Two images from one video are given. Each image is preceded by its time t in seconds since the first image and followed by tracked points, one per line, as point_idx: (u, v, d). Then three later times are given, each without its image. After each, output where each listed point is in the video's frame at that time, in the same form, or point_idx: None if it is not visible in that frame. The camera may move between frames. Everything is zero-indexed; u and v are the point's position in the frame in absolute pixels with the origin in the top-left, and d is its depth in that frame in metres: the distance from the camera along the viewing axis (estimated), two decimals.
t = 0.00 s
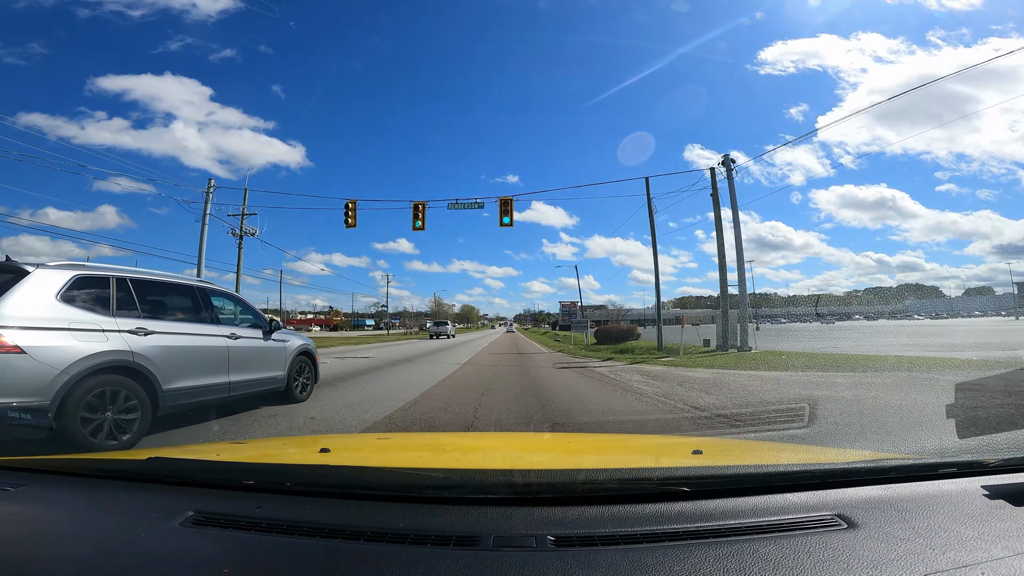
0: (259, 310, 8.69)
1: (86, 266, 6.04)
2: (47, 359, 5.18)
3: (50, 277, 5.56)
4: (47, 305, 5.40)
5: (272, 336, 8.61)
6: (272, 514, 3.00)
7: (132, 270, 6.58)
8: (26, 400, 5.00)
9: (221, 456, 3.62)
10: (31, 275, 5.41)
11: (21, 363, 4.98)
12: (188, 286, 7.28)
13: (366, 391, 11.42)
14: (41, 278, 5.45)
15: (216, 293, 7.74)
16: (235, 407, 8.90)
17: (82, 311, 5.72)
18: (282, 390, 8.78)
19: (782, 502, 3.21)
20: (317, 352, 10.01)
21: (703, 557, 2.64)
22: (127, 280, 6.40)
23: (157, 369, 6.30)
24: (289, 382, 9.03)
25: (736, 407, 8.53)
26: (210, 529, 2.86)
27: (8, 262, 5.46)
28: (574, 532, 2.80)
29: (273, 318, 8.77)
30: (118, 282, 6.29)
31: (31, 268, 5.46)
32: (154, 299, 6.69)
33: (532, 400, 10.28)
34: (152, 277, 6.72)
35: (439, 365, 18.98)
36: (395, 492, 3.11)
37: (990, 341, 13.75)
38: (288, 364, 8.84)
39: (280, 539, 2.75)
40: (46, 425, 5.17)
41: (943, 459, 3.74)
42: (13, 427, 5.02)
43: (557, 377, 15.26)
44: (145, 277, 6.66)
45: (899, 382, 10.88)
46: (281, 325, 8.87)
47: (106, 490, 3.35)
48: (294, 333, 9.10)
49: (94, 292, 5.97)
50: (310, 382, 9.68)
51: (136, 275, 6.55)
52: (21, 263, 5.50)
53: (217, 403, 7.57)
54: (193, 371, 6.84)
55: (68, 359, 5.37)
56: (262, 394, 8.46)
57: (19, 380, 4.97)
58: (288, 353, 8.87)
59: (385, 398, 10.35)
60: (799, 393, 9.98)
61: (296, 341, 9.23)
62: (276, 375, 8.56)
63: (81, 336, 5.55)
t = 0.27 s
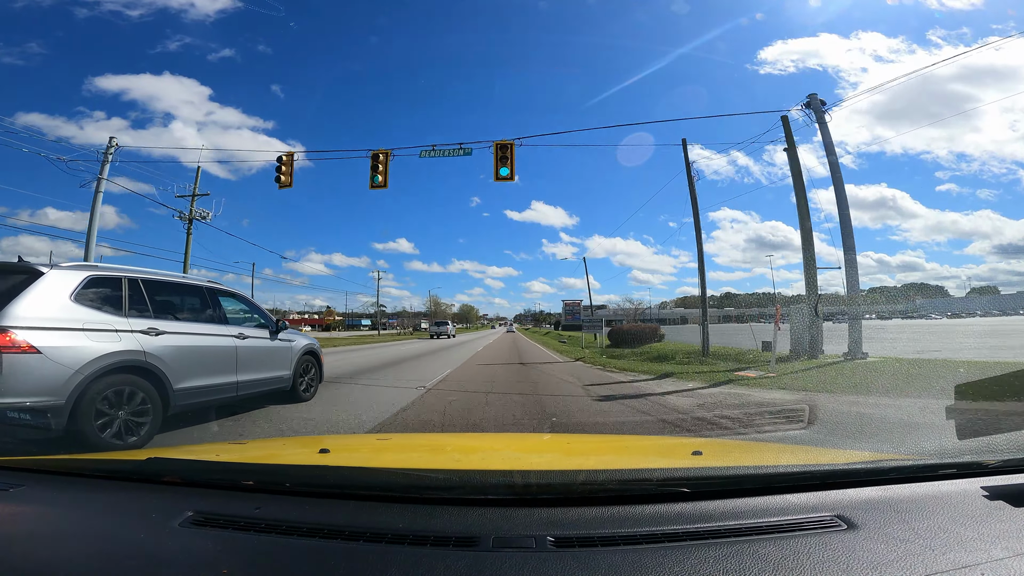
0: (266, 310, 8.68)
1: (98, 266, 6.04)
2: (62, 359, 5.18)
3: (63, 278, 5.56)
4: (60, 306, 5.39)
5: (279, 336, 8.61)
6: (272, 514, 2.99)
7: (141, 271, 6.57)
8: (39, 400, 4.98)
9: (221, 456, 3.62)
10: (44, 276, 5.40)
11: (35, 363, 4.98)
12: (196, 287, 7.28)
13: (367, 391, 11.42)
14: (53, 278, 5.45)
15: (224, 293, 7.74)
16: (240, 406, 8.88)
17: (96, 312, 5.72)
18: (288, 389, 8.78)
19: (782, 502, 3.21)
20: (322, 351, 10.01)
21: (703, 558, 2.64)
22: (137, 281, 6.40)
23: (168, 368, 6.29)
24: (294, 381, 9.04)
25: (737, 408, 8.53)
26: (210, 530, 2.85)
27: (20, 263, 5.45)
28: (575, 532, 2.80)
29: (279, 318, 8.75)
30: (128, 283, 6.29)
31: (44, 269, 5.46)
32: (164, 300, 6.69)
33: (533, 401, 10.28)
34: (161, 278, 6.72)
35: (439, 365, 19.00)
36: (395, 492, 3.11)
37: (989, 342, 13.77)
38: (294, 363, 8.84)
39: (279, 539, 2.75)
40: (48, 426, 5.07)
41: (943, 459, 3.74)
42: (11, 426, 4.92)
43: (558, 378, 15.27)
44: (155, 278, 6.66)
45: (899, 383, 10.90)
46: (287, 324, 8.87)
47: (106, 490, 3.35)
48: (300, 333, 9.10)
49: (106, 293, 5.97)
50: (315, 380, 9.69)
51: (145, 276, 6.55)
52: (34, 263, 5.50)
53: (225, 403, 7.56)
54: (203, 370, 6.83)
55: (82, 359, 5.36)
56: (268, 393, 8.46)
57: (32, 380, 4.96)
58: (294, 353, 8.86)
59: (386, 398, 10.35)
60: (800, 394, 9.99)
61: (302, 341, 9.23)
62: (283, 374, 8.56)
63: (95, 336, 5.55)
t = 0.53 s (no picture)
0: (274, 309, 8.68)
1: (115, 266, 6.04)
2: (83, 356, 5.19)
3: (82, 278, 5.55)
4: (80, 305, 5.39)
5: (288, 334, 8.62)
6: (271, 514, 3.00)
7: (156, 271, 6.58)
8: (61, 397, 4.98)
9: (221, 456, 3.62)
10: (65, 276, 5.40)
11: (57, 362, 4.98)
12: (208, 286, 7.29)
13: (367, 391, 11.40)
14: (74, 278, 5.45)
15: (235, 292, 7.76)
16: (245, 405, 8.85)
17: (115, 310, 5.73)
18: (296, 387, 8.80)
19: (782, 502, 3.21)
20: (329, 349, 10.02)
21: (704, 558, 2.64)
22: (152, 280, 6.41)
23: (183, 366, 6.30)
24: (302, 379, 9.06)
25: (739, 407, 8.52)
26: (209, 529, 2.86)
27: (39, 263, 5.44)
28: (575, 532, 2.80)
29: (287, 317, 8.75)
30: (144, 282, 6.29)
31: (64, 269, 5.45)
32: (179, 299, 6.69)
33: (532, 400, 10.27)
34: (175, 277, 6.72)
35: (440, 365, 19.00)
36: (395, 492, 3.11)
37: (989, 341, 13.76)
38: (302, 362, 8.85)
39: (279, 539, 2.75)
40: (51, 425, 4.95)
41: (943, 458, 3.74)
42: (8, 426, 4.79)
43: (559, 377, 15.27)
44: (169, 277, 6.66)
45: (899, 382, 10.88)
46: (295, 323, 8.87)
47: (106, 490, 3.35)
48: (307, 332, 9.11)
49: (123, 293, 5.97)
50: (321, 379, 9.70)
51: (160, 275, 6.56)
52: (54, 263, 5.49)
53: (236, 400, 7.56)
54: (215, 368, 6.84)
55: (103, 357, 5.38)
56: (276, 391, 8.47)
57: (53, 378, 4.95)
58: (302, 352, 8.87)
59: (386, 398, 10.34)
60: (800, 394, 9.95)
61: (309, 340, 9.24)
62: (291, 372, 8.57)
63: (115, 335, 5.57)
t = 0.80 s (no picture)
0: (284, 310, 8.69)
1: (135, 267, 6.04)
2: (110, 355, 5.20)
3: (106, 279, 5.55)
4: (104, 307, 5.39)
5: (298, 334, 8.62)
6: (270, 513, 3.00)
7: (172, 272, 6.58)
8: (86, 394, 4.97)
9: (221, 455, 3.62)
10: (89, 278, 5.40)
11: (83, 360, 4.98)
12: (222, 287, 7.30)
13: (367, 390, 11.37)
14: (98, 280, 5.45)
15: (248, 293, 7.77)
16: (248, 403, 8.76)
17: (137, 311, 5.74)
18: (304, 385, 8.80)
19: (781, 501, 3.21)
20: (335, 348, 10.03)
21: (703, 557, 2.64)
22: (170, 281, 6.41)
23: (201, 364, 6.32)
24: (310, 378, 9.07)
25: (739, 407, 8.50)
26: (208, 528, 2.86)
27: (63, 265, 5.45)
28: (574, 531, 2.80)
29: (297, 316, 8.75)
30: (162, 283, 6.28)
31: (88, 270, 5.45)
32: (196, 300, 6.70)
33: (528, 400, 10.22)
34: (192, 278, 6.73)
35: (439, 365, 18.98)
36: (393, 491, 3.11)
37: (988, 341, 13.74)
38: (311, 360, 8.85)
39: (278, 538, 2.75)
40: (49, 426, 4.77)
41: (941, 458, 3.75)
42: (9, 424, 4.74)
43: (559, 377, 15.26)
44: (185, 278, 6.67)
45: (899, 381, 10.86)
46: (304, 323, 8.87)
47: (105, 489, 3.35)
48: (316, 331, 9.11)
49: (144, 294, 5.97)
50: (328, 378, 9.71)
51: (177, 276, 6.57)
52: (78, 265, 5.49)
53: (248, 398, 7.55)
54: (231, 366, 6.85)
55: (127, 356, 5.37)
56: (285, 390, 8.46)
57: (79, 376, 4.95)
58: (310, 351, 8.87)
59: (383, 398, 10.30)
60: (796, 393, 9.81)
61: (317, 340, 9.24)
62: (300, 371, 8.57)
63: (138, 334, 5.59)
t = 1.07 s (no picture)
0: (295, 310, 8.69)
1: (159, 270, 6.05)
2: (139, 355, 5.21)
3: (133, 283, 5.56)
4: (133, 309, 5.40)
5: (309, 334, 8.63)
6: (270, 513, 3.00)
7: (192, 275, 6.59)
8: (116, 393, 4.97)
9: (222, 455, 3.62)
10: (117, 281, 5.40)
11: (113, 360, 4.98)
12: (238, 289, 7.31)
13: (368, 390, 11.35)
14: (126, 283, 5.47)
15: (262, 295, 7.79)
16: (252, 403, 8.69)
17: (163, 313, 5.75)
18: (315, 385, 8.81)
19: (781, 501, 3.21)
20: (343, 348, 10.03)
21: (703, 557, 2.64)
22: (190, 284, 6.42)
23: (222, 363, 6.32)
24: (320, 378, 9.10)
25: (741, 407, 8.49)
26: (208, 528, 2.86)
27: (92, 269, 5.45)
28: (574, 531, 2.80)
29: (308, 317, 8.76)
30: (185, 287, 6.30)
31: (117, 273, 5.45)
32: (215, 303, 6.71)
33: (531, 400, 10.22)
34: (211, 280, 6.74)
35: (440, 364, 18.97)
36: (393, 491, 3.11)
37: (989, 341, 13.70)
38: (321, 360, 8.85)
39: (278, 538, 2.75)
40: (48, 426, 4.70)
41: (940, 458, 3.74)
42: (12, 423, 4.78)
43: (560, 377, 15.24)
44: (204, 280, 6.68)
45: (900, 381, 10.84)
46: (314, 323, 8.88)
47: (105, 489, 3.35)
48: (326, 332, 9.12)
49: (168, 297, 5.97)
50: (337, 378, 9.72)
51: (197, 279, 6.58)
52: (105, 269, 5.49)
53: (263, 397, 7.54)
54: (248, 365, 6.85)
55: (154, 355, 5.37)
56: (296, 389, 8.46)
57: (110, 376, 4.95)
58: (321, 351, 8.88)
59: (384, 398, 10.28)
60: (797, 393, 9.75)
61: (326, 340, 9.23)
62: (311, 370, 8.57)
63: (164, 335, 5.60)
